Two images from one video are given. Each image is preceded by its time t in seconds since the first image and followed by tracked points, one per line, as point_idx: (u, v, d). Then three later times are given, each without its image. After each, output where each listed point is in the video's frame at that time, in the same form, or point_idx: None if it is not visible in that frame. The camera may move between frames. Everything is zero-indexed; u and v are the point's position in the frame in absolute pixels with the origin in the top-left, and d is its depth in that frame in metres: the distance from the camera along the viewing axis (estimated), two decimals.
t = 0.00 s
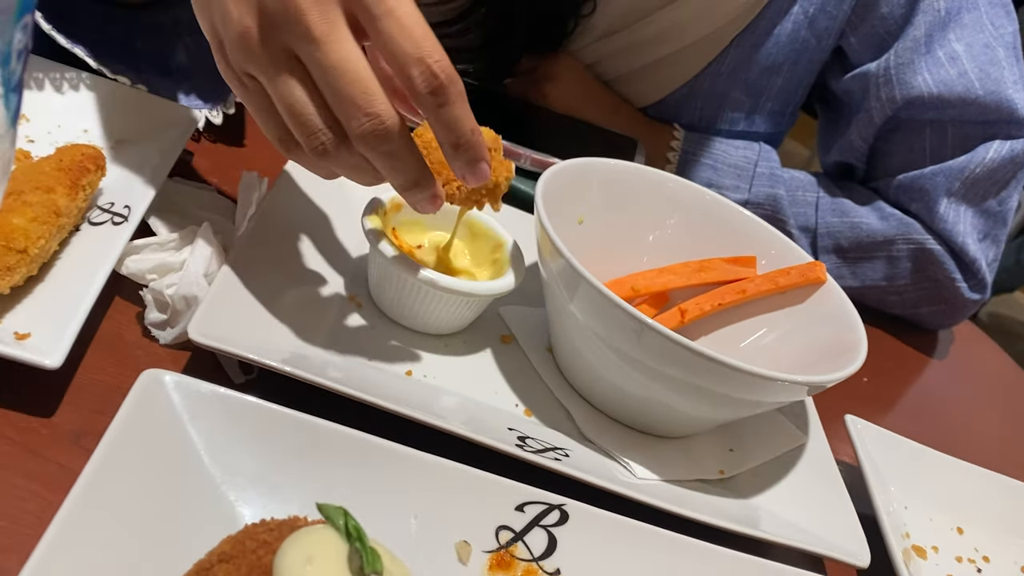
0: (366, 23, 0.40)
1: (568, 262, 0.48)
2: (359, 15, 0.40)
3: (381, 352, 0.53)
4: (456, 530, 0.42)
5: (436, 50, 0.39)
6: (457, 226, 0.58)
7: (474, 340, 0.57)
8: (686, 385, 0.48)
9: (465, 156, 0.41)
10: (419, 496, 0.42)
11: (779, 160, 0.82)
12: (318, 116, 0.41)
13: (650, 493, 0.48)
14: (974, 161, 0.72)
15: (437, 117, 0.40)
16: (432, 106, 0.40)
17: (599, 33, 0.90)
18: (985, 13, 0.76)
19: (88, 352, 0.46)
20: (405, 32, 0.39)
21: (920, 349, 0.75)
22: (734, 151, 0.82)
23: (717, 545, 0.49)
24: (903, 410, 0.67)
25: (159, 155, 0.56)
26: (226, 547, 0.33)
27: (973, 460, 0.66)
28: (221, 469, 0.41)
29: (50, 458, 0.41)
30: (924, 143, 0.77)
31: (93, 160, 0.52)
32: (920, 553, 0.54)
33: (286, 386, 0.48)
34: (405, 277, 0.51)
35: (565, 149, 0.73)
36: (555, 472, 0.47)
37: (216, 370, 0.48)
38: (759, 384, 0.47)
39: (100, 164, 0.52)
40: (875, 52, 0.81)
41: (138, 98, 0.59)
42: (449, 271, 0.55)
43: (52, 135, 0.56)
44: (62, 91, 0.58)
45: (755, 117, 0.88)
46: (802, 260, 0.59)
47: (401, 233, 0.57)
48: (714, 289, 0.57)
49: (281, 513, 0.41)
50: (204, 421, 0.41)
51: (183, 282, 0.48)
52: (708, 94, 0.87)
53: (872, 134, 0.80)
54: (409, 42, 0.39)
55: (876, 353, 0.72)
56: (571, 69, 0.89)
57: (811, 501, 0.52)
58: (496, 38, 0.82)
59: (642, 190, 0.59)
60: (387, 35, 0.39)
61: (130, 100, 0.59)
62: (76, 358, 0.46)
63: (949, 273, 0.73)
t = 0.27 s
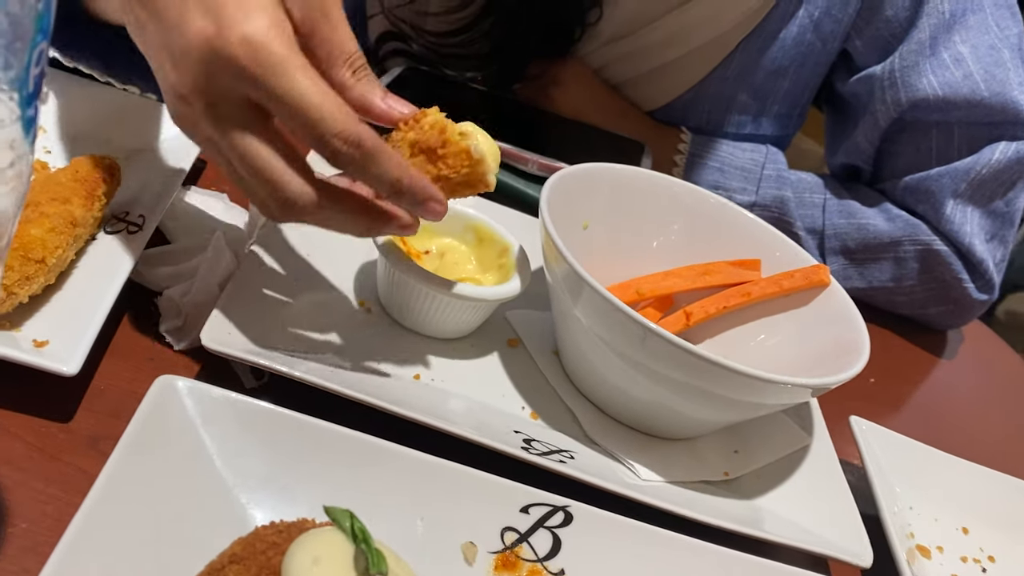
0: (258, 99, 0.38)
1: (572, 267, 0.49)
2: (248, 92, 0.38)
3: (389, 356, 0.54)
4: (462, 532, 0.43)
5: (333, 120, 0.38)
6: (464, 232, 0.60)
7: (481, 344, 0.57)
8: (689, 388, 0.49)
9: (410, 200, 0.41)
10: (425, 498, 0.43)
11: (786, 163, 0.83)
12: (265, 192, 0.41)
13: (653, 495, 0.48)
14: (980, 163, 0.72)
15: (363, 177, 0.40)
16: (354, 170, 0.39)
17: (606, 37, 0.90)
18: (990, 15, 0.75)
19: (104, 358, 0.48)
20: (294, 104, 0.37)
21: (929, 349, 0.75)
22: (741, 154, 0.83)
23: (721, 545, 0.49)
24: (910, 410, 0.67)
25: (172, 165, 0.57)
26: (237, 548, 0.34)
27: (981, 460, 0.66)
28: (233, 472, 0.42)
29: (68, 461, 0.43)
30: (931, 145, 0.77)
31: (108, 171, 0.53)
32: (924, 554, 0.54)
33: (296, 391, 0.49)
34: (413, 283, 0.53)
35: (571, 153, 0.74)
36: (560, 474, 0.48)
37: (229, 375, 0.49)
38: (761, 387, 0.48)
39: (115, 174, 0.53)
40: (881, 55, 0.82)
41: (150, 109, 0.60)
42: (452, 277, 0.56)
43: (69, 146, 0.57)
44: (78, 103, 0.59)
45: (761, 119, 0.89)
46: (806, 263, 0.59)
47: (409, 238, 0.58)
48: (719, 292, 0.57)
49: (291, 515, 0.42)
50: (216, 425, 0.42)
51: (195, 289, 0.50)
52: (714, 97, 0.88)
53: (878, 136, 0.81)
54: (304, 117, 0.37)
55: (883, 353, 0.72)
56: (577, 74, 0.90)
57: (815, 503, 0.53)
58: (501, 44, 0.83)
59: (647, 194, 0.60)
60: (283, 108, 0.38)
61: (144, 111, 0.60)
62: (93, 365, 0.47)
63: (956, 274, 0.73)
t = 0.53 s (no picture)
0: (251, 99, 0.37)
1: (593, 259, 0.49)
2: (240, 94, 0.37)
3: (410, 348, 0.54)
4: (485, 521, 0.43)
5: (323, 116, 0.36)
6: (483, 225, 0.60)
7: (501, 337, 0.58)
8: (710, 379, 0.49)
9: (432, 165, 0.40)
10: (449, 487, 0.43)
11: (804, 157, 0.82)
12: (311, 171, 0.41)
13: (675, 485, 0.48)
14: (999, 157, 0.72)
15: (376, 159, 0.39)
16: (364, 156, 0.39)
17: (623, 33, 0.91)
18: (1009, 8, 0.75)
19: (130, 349, 0.48)
20: (281, 100, 0.36)
21: (948, 344, 0.75)
22: (758, 148, 0.82)
23: (743, 536, 0.49)
24: (930, 404, 0.67)
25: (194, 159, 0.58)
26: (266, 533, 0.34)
27: (1002, 454, 0.66)
28: (259, 460, 0.42)
29: (96, 450, 0.43)
30: (949, 138, 0.77)
31: (132, 164, 0.54)
32: (946, 546, 0.54)
33: (319, 382, 0.49)
34: (434, 276, 0.53)
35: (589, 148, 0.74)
36: (582, 465, 0.48)
37: (253, 366, 0.49)
38: (783, 378, 0.48)
39: (139, 168, 0.54)
40: (898, 48, 0.82)
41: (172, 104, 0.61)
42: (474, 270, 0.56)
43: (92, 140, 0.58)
44: (101, 97, 0.60)
45: (778, 115, 0.89)
46: (826, 256, 0.59)
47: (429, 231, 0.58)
48: (739, 285, 0.57)
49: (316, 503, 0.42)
50: (242, 414, 0.43)
51: (222, 281, 0.50)
52: (732, 92, 0.87)
53: (896, 131, 0.80)
54: (299, 115, 0.37)
55: (903, 347, 0.72)
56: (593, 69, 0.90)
57: (837, 495, 0.53)
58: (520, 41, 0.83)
59: (666, 187, 0.60)
60: (277, 108, 0.37)
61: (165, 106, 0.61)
62: (118, 355, 0.48)
63: (976, 268, 0.73)
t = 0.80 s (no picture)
0: (348, 13, 0.34)
1: (612, 258, 0.49)
2: (338, 7, 0.34)
3: (428, 348, 0.54)
4: (505, 522, 0.43)
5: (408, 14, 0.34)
6: (500, 226, 0.60)
7: (518, 337, 0.57)
8: (730, 380, 0.49)
9: (524, 53, 0.36)
10: (468, 487, 0.43)
11: (820, 157, 0.82)
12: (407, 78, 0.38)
13: (695, 487, 0.48)
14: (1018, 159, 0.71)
15: (466, 55, 0.36)
16: (455, 52, 0.35)
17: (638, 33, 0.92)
18: None
19: (149, 348, 0.48)
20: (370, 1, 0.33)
21: (967, 346, 0.74)
22: (775, 149, 0.82)
23: (763, 538, 0.49)
24: (949, 407, 0.66)
25: (212, 160, 0.58)
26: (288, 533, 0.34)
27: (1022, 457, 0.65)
28: (278, 460, 0.42)
29: (115, 449, 0.43)
30: (967, 141, 0.76)
31: (150, 163, 0.54)
32: (967, 550, 0.53)
33: (337, 381, 0.49)
34: (451, 276, 0.53)
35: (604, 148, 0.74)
36: (600, 466, 0.47)
37: (272, 366, 0.49)
38: (805, 379, 0.47)
39: (157, 167, 0.54)
40: (914, 48, 0.80)
41: (188, 103, 0.60)
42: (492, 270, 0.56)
43: (110, 140, 0.58)
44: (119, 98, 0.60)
45: (794, 115, 0.88)
46: (845, 257, 0.58)
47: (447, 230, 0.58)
48: (757, 286, 0.57)
49: (335, 502, 0.42)
50: (261, 414, 0.43)
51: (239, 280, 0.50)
52: (746, 94, 0.87)
53: (914, 132, 0.79)
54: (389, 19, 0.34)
55: (922, 349, 0.71)
56: (608, 69, 0.90)
57: (857, 497, 0.52)
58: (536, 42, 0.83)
59: (684, 187, 0.60)
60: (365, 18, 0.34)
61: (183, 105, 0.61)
62: (138, 354, 0.48)
63: (994, 271, 0.72)
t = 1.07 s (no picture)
0: None
1: (617, 261, 0.49)
2: None
3: (435, 349, 0.55)
4: (509, 521, 0.43)
5: None
6: (506, 229, 0.60)
7: (524, 339, 0.58)
8: (734, 383, 0.49)
9: None
10: (473, 487, 0.44)
11: (827, 162, 0.82)
12: None
13: (697, 488, 0.48)
14: None
15: None
16: None
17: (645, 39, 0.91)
18: None
19: (158, 348, 0.49)
20: None
21: (974, 351, 0.74)
22: (782, 153, 0.82)
23: (765, 539, 0.49)
24: (956, 412, 0.66)
25: (223, 163, 0.59)
26: (295, 529, 0.34)
27: None
28: (286, 458, 0.42)
29: (126, 447, 0.44)
30: (973, 147, 0.75)
31: (161, 166, 0.54)
32: (971, 554, 0.53)
33: (345, 382, 0.50)
34: (458, 278, 0.53)
35: (610, 151, 0.74)
36: (604, 467, 0.48)
37: (280, 366, 0.50)
38: (808, 382, 0.47)
39: (167, 169, 0.55)
40: (920, 54, 0.81)
41: (200, 109, 0.62)
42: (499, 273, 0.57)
43: (122, 142, 0.59)
44: (132, 103, 0.61)
45: (801, 122, 0.88)
46: (851, 261, 0.58)
47: (454, 233, 0.58)
48: (762, 289, 0.57)
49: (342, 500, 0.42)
50: (270, 412, 0.43)
51: (248, 282, 0.51)
52: (753, 100, 0.87)
53: (919, 139, 0.78)
54: None
55: (928, 354, 0.71)
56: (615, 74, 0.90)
57: (861, 500, 0.52)
58: (544, 48, 0.83)
59: (689, 191, 0.60)
60: None
61: (193, 109, 0.62)
62: (147, 354, 0.48)
63: (1001, 276, 0.72)
